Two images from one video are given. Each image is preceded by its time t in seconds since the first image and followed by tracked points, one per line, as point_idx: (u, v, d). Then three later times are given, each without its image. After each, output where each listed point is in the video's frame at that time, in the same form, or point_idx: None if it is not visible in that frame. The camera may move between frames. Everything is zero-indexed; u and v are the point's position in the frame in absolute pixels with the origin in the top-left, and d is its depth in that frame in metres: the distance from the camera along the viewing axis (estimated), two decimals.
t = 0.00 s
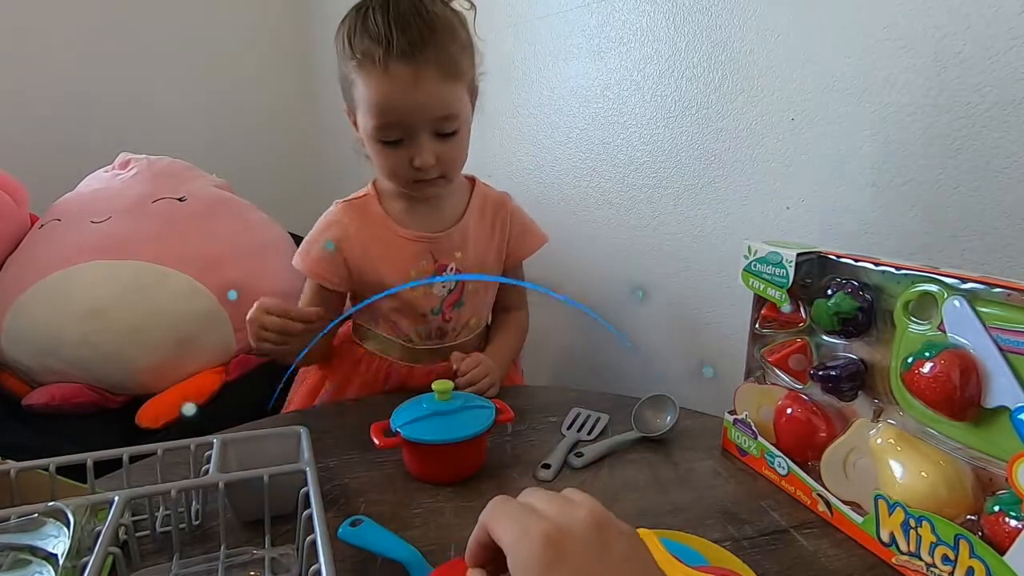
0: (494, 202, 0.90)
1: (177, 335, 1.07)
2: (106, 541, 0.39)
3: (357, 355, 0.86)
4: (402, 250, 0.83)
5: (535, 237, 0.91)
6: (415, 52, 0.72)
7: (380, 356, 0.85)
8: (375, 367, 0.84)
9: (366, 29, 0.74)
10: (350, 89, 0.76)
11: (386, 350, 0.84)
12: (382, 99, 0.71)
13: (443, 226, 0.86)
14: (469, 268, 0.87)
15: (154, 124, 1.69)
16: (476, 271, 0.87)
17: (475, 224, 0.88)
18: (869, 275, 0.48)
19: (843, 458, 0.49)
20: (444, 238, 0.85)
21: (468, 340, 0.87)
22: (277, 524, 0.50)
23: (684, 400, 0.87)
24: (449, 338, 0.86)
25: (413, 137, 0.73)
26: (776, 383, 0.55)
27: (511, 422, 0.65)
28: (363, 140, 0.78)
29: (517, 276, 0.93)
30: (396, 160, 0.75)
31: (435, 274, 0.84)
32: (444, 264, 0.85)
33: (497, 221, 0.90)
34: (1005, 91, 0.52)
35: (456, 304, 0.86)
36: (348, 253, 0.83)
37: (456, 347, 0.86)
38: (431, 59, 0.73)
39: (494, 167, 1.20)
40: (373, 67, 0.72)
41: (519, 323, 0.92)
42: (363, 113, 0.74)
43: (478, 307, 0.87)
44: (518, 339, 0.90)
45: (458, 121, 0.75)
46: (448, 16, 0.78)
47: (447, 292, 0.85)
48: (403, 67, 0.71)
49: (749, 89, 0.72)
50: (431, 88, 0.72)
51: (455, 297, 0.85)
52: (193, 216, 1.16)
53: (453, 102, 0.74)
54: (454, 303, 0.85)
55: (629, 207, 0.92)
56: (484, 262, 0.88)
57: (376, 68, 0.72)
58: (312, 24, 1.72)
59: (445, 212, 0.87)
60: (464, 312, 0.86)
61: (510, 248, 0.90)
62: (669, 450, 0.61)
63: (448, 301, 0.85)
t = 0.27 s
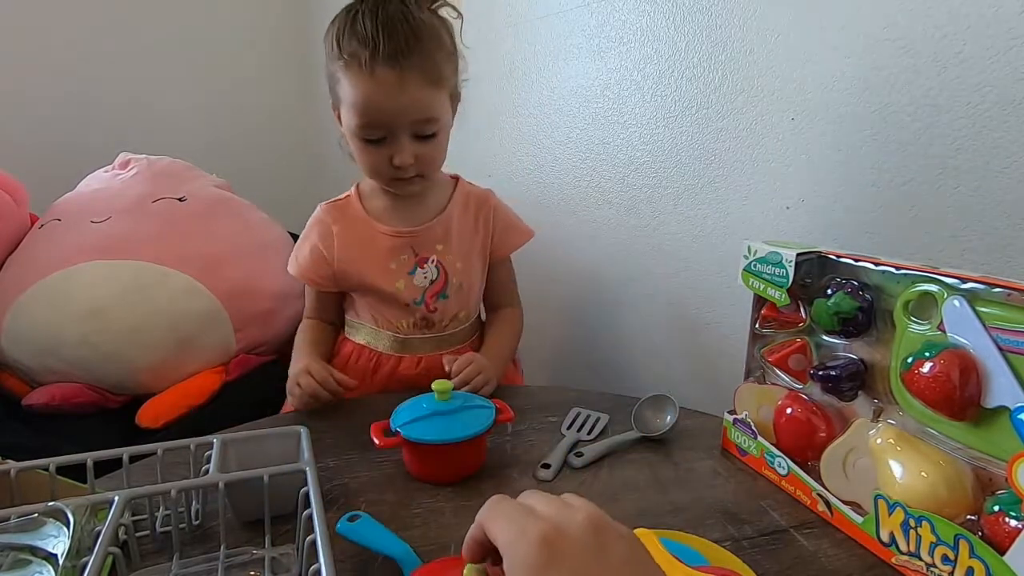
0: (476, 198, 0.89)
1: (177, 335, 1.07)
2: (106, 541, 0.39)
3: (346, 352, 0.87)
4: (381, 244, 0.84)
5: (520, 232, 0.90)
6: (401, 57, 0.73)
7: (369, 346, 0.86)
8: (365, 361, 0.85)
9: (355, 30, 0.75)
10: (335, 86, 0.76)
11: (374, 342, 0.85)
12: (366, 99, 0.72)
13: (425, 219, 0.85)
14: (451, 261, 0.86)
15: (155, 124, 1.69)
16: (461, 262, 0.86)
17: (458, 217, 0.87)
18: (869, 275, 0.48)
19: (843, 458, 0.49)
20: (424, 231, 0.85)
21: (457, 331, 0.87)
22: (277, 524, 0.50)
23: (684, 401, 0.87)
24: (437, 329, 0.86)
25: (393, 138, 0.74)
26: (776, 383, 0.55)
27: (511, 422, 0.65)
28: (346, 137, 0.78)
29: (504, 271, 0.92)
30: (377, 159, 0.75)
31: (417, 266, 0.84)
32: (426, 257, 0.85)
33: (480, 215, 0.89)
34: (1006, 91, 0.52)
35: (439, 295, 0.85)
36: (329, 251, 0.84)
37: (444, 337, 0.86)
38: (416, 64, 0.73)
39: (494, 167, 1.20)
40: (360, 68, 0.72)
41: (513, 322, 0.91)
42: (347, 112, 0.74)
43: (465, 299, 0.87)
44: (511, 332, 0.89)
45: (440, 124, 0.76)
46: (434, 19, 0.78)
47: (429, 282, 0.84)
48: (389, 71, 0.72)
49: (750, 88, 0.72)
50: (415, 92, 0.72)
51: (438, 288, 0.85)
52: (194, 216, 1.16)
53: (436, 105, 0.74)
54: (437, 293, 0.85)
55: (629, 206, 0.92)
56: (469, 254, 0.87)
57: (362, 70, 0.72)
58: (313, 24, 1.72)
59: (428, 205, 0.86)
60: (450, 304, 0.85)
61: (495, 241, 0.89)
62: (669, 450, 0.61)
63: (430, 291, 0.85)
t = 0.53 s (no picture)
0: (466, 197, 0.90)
1: (177, 335, 1.07)
2: (105, 541, 0.39)
3: (339, 352, 0.86)
4: (373, 240, 0.84)
5: (510, 231, 0.91)
6: (398, 63, 0.73)
7: (362, 346, 0.85)
8: (358, 360, 0.85)
9: (350, 35, 0.75)
10: (330, 91, 0.76)
11: (366, 341, 0.85)
12: (361, 105, 0.72)
13: (415, 216, 0.86)
14: (443, 258, 0.86)
15: (155, 124, 1.69)
16: (452, 260, 0.87)
17: (448, 215, 0.88)
18: (869, 275, 0.48)
19: (842, 458, 0.49)
20: (416, 228, 0.85)
21: (449, 328, 0.86)
22: (276, 524, 0.50)
23: (684, 400, 0.87)
24: (428, 326, 0.85)
25: (388, 141, 0.73)
26: (775, 383, 0.55)
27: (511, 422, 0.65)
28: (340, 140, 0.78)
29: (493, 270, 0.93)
30: (371, 160, 0.75)
31: (409, 262, 0.84)
32: (418, 253, 0.85)
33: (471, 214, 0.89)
34: (1007, 91, 0.51)
35: (431, 291, 0.85)
36: (321, 245, 0.84)
37: (434, 335, 0.85)
38: (412, 70, 0.74)
39: (493, 167, 1.20)
40: (354, 74, 0.72)
41: (504, 323, 0.91)
42: (341, 117, 0.74)
43: (458, 296, 0.87)
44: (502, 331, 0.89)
45: (433, 128, 0.76)
46: (427, 26, 0.79)
47: (421, 278, 0.85)
48: (385, 79, 0.72)
49: (750, 88, 0.72)
50: (411, 97, 0.72)
51: (429, 284, 0.85)
52: (194, 216, 1.16)
53: (430, 111, 0.74)
54: (429, 289, 0.85)
55: (628, 206, 0.92)
56: (460, 251, 0.88)
57: (358, 76, 0.72)
58: (313, 24, 1.72)
59: (419, 203, 0.86)
60: (441, 300, 0.85)
61: (486, 240, 0.90)
62: (669, 450, 0.61)
63: (422, 287, 0.85)
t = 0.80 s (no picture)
0: (460, 197, 0.90)
1: (177, 335, 1.07)
2: (106, 541, 0.39)
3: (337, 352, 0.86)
4: (369, 240, 0.84)
5: (505, 229, 0.91)
6: (398, 66, 0.73)
7: (359, 346, 0.85)
8: (356, 360, 0.85)
9: (349, 38, 0.74)
10: (329, 95, 0.76)
11: (363, 341, 0.85)
12: (362, 109, 0.72)
13: (411, 214, 0.86)
14: (439, 256, 0.86)
15: (156, 124, 1.68)
16: (447, 257, 0.87)
17: (443, 214, 0.88)
18: (870, 275, 0.48)
19: (843, 458, 0.49)
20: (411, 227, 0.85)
21: (444, 326, 0.86)
22: (276, 524, 0.50)
23: (685, 400, 0.87)
24: (424, 324, 0.85)
25: (389, 143, 0.74)
26: (776, 383, 0.55)
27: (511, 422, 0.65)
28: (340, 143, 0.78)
29: (488, 269, 0.93)
30: (371, 162, 0.75)
31: (404, 260, 0.84)
32: (413, 251, 0.85)
33: (465, 212, 0.90)
34: (1007, 91, 0.52)
35: (427, 288, 0.85)
36: (317, 243, 0.83)
37: (431, 333, 0.85)
38: (413, 73, 0.74)
39: (493, 167, 1.20)
40: (355, 78, 0.73)
41: (500, 319, 0.92)
42: (342, 121, 0.74)
43: (454, 294, 0.87)
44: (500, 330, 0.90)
45: (433, 129, 0.76)
46: (425, 28, 0.79)
47: (416, 276, 0.85)
48: (387, 83, 0.72)
49: (750, 88, 0.72)
50: (411, 99, 0.73)
51: (425, 282, 0.85)
52: (194, 216, 1.16)
53: (431, 113, 0.75)
54: (424, 287, 0.85)
55: (628, 206, 0.92)
56: (455, 249, 0.88)
57: (359, 79, 0.72)
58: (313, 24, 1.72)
59: (414, 202, 0.87)
60: (437, 298, 0.86)
61: (481, 238, 0.90)
62: (669, 450, 0.61)
63: (417, 284, 0.85)
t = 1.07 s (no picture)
0: (459, 197, 0.90)
1: (178, 335, 1.07)
2: (106, 541, 0.39)
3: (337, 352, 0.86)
4: (369, 239, 0.84)
5: (504, 230, 0.91)
6: (404, 63, 0.74)
7: (360, 346, 0.85)
8: (356, 360, 0.85)
9: (352, 36, 0.74)
10: (333, 95, 0.76)
11: (364, 341, 0.85)
12: (371, 108, 0.72)
13: (411, 213, 0.86)
14: (439, 255, 0.86)
15: (156, 124, 1.68)
16: (447, 257, 0.87)
17: (443, 213, 0.88)
18: (870, 275, 0.48)
19: (843, 458, 0.49)
20: (411, 226, 0.85)
21: (444, 325, 0.86)
22: (277, 524, 0.50)
23: (685, 401, 0.87)
24: (424, 323, 0.85)
25: (398, 142, 0.74)
26: (776, 383, 0.55)
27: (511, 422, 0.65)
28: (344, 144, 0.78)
29: (488, 269, 0.93)
30: (378, 160, 0.75)
31: (404, 259, 0.84)
32: (413, 250, 0.85)
33: (465, 212, 0.90)
34: (1008, 91, 0.51)
35: (427, 288, 0.85)
36: (317, 243, 0.83)
37: (431, 333, 0.85)
38: (418, 69, 0.74)
39: (493, 167, 1.20)
40: (361, 76, 0.73)
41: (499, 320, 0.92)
42: (348, 121, 0.74)
43: (454, 293, 0.87)
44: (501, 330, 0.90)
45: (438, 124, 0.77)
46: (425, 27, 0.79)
47: (416, 275, 0.85)
48: (394, 79, 0.73)
49: (750, 88, 0.72)
50: (418, 97, 0.73)
51: (425, 281, 0.85)
52: (194, 216, 1.16)
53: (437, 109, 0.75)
54: (425, 286, 0.85)
55: (628, 205, 0.92)
56: (455, 249, 0.88)
57: (366, 77, 0.73)
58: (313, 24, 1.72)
59: (414, 201, 0.87)
60: (437, 297, 0.86)
61: (481, 238, 0.91)
62: (669, 450, 0.61)
63: (417, 284, 0.85)
